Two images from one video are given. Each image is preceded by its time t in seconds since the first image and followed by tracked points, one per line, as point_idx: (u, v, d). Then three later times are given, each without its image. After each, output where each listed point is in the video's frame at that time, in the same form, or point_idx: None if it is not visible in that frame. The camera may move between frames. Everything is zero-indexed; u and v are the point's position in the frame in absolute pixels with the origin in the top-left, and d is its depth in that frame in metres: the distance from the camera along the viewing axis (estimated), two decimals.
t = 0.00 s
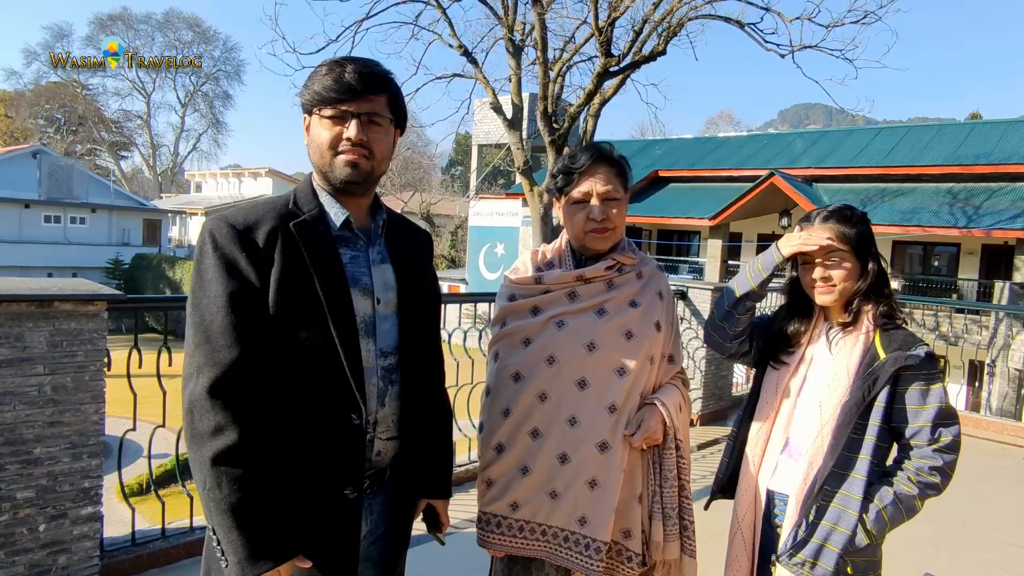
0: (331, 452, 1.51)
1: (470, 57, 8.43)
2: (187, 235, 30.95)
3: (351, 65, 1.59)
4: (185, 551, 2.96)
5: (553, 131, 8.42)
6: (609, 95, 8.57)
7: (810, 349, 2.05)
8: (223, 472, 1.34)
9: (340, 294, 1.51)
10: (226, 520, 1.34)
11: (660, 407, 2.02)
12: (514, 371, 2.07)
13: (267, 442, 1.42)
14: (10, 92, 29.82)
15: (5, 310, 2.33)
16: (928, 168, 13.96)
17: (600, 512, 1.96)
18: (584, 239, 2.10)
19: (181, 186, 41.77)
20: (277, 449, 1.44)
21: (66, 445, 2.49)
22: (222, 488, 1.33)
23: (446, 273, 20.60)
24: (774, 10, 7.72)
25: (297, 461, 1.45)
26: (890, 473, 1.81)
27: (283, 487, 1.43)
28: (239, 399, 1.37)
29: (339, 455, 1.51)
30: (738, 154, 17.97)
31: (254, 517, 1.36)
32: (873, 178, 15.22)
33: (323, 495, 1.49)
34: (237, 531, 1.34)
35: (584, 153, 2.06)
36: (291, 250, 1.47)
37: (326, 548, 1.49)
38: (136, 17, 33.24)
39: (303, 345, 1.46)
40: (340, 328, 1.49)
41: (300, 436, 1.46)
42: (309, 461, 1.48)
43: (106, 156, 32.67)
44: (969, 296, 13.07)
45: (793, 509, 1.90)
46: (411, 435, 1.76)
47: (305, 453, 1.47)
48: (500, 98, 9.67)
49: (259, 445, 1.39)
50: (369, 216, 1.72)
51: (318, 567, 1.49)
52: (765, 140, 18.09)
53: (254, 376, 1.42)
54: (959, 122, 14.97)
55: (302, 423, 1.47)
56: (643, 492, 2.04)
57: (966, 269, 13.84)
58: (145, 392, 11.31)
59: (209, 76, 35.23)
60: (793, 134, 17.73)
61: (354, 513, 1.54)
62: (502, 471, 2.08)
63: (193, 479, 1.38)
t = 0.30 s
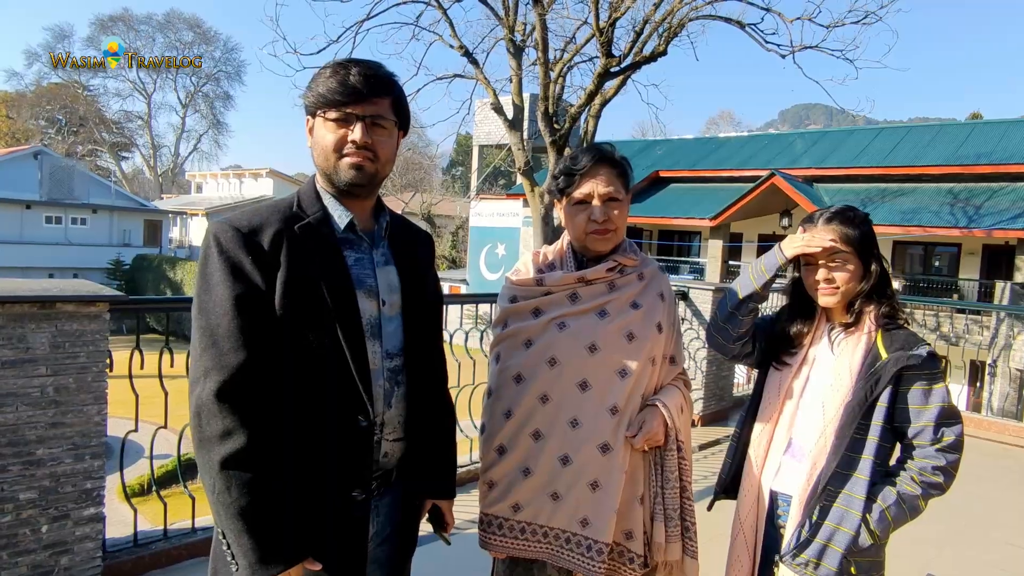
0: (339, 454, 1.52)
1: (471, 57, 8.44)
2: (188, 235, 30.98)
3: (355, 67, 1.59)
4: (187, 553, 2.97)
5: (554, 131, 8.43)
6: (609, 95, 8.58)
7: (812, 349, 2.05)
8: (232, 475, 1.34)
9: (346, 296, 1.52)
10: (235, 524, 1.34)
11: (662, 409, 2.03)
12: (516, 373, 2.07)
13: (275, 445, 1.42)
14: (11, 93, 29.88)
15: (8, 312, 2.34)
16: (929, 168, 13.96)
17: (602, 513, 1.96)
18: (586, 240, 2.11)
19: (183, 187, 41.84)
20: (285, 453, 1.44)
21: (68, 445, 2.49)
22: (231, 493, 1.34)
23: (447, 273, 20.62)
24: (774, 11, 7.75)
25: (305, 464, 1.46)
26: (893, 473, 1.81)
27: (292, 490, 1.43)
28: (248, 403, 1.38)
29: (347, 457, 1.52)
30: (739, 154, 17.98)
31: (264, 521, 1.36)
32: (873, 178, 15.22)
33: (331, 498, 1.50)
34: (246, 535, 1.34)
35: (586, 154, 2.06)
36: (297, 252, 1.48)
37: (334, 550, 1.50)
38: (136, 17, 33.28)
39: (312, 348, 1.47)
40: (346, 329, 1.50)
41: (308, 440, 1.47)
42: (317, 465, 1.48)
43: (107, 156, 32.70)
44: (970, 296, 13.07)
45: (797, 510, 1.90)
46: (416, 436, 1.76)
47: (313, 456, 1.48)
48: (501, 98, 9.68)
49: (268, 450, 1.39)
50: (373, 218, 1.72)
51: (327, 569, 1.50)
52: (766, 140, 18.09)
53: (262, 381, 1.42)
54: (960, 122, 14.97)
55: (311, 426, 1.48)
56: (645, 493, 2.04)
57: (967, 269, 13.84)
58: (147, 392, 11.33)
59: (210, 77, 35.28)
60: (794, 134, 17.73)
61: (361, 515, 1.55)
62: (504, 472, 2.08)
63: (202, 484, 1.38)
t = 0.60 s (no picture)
0: (343, 455, 1.52)
1: (472, 58, 8.44)
2: (190, 236, 30.99)
3: (358, 69, 1.60)
4: (189, 553, 2.97)
5: (555, 132, 8.44)
6: (610, 96, 8.59)
7: (812, 350, 2.06)
8: (237, 477, 1.34)
9: (348, 297, 1.52)
10: (241, 526, 1.34)
11: (662, 410, 2.03)
12: (516, 374, 2.08)
13: (279, 445, 1.43)
14: (13, 94, 29.89)
15: (10, 313, 2.34)
16: (930, 168, 13.94)
17: (603, 514, 1.96)
18: (587, 241, 2.11)
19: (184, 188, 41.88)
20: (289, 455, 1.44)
21: (70, 446, 2.50)
22: (236, 495, 1.34)
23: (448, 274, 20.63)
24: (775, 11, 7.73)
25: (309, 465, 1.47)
26: (895, 472, 1.81)
27: (295, 491, 1.43)
28: (252, 404, 1.38)
29: (350, 458, 1.52)
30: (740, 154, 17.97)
31: (270, 521, 1.37)
32: (874, 178, 15.22)
33: (335, 499, 1.51)
34: (251, 536, 1.34)
35: (587, 155, 2.06)
36: (299, 254, 1.48)
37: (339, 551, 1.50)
38: (137, 18, 33.30)
39: (315, 349, 1.47)
40: (349, 329, 1.51)
41: (313, 442, 1.47)
42: (321, 465, 1.49)
43: (109, 157, 32.72)
44: (971, 296, 13.06)
45: (800, 510, 1.90)
46: (418, 436, 1.77)
47: (317, 458, 1.48)
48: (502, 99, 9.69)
49: (272, 451, 1.40)
50: (374, 219, 1.73)
51: (331, 569, 1.50)
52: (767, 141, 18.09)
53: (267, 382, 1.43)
54: (961, 122, 14.97)
55: (315, 424, 1.48)
56: (646, 495, 2.05)
57: (968, 269, 13.84)
58: (149, 393, 11.34)
59: (211, 78, 35.31)
60: (795, 134, 17.72)
61: (365, 516, 1.55)
62: (505, 473, 2.09)
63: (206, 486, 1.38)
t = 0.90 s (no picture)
0: (341, 454, 1.52)
1: (473, 59, 8.45)
2: (192, 237, 31.01)
3: (362, 71, 1.60)
4: (190, 555, 2.97)
5: (556, 133, 8.44)
6: (611, 96, 8.59)
7: (808, 350, 2.06)
8: (236, 478, 1.35)
9: (346, 298, 1.53)
10: (239, 526, 1.34)
11: (661, 411, 2.03)
12: (516, 376, 2.08)
13: (278, 446, 1.43)
14: (15, 96, 29.88)
15: (12, 315, 2.35)
16: (931, 168, 13.94)
17: (602, 515, 1.97)
18: (587, 243, 2.11)
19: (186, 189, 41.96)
20: (288, 455, 1.45)
21: (72, 448, 2.50)
22: (235, 495, 1.34)
23: (450, 275, 20.63)
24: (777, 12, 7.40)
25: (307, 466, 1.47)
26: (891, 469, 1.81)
27: (293, 491, 1.43)
28: (252, 404, 1.38)
29: (348, 458, 1.53)
30: (741, 155, 17.96)
31: (269, 522, 1.37)
32: (875, 178, 15.21)
33: (334, 499, 1.51)
34: (250, 536, 1.35)
35: (587, 157, 2.06)
36: (297, 254, 1.48)
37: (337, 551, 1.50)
38: (139, 19, 33.32)
39: (314, 351, 1.47)
40: (346, 331, 1.51)
41: (311, 442, 1.48)
42: (319, 464, 1.49)
43: (110, 159, 32.73)
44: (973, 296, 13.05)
45: (799, 509, 1.90)
46: (417, 436, 1.77)
47: (315, 458, 1.48)
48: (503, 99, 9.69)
49: (271, 451, 1.40)
50: (372, 221, 1.73)
51: (329, 570, 1.50)
52: (768, 141, 18.08)
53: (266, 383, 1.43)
54: (963, 123, 14.96)
55: (312, 425, 1.48)
56: (646, 496, 2.05)
57: (969, 269, 13.83)
58: (150, 395, 11.34)
59: (212, 79, 35.33)
60: (796, 135, 17.72)
61: (363, 517, 1.55)
62: (505, 475, 2.09)
63: (205, 487, 1.38)
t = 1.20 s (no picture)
0: (338, 456, 1.53)
1: (474, 60, 8.46)
2: (193, 239, 31.03)
3: (383, 81, 1.60)
4: (191, 556, 2.97)
5: (557, 134, 8.45)
6: (612, 97, 8.60)
7: (804, 351, 2.06)
8: (231, 480, 1.35)
9: (344, 299, 1.53)
10: (235, 528, 1.35)
11: (661, 412, 2.03)
12: (516, 378, 2.09)
13: (274, 446, 1.43)
14: (17, 97, 29.87)
15: (14, 317, 2.36)
16: (932, 168, 13.92)
17: (602, 517, 1.97)
18: (586, 245, 2.12)
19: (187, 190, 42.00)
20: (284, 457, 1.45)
21: (73, 449, 2.51)
22: (231, 496, 1.35)
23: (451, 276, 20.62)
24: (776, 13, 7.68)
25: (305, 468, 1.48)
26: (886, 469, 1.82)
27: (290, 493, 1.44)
28: (249, 406, 1.39)
29: (344, 459, 1.54)
30: (742, 155, 17.96)
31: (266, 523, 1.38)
32: (877, 179, 15.20)
33: (332, 500, 1.52)
34: (248, 537, 1.36)
35: (586, 159, 2.07)
36: (295, 256, 1.49)
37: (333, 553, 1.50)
38: (140, 21, 33.33)
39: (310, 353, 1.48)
40: (342, 333, 1.51)
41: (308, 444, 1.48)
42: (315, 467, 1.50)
43: (111, 160, 32.74)
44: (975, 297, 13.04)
45: (795, 508, 1.90)
46: (414, 437, 1.77)
47: (312, 458, 1.49)
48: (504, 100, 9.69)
49: (267, 451, 1.41)
50: (370, 222, 1.73)
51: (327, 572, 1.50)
52: (769, 142, 18.07)
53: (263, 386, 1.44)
54: (964, 122, 14.96)
55: (308, 426, 1.48)
56: (645, 497, 2.05)
57: (971, 270, 13.82)
58: (151, 396, 11.33)
59: (213, 80, 35.35)
60: (797, 135, 17.72)
61: (360, 518, 1.56)
62: (505, 477, 2.09)
63: (202, 487, 1.39)
